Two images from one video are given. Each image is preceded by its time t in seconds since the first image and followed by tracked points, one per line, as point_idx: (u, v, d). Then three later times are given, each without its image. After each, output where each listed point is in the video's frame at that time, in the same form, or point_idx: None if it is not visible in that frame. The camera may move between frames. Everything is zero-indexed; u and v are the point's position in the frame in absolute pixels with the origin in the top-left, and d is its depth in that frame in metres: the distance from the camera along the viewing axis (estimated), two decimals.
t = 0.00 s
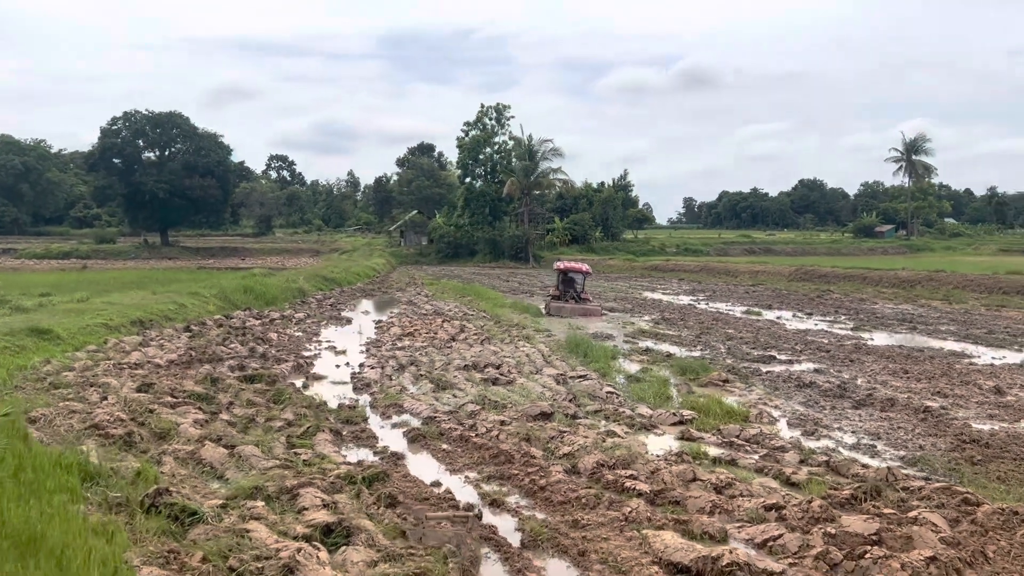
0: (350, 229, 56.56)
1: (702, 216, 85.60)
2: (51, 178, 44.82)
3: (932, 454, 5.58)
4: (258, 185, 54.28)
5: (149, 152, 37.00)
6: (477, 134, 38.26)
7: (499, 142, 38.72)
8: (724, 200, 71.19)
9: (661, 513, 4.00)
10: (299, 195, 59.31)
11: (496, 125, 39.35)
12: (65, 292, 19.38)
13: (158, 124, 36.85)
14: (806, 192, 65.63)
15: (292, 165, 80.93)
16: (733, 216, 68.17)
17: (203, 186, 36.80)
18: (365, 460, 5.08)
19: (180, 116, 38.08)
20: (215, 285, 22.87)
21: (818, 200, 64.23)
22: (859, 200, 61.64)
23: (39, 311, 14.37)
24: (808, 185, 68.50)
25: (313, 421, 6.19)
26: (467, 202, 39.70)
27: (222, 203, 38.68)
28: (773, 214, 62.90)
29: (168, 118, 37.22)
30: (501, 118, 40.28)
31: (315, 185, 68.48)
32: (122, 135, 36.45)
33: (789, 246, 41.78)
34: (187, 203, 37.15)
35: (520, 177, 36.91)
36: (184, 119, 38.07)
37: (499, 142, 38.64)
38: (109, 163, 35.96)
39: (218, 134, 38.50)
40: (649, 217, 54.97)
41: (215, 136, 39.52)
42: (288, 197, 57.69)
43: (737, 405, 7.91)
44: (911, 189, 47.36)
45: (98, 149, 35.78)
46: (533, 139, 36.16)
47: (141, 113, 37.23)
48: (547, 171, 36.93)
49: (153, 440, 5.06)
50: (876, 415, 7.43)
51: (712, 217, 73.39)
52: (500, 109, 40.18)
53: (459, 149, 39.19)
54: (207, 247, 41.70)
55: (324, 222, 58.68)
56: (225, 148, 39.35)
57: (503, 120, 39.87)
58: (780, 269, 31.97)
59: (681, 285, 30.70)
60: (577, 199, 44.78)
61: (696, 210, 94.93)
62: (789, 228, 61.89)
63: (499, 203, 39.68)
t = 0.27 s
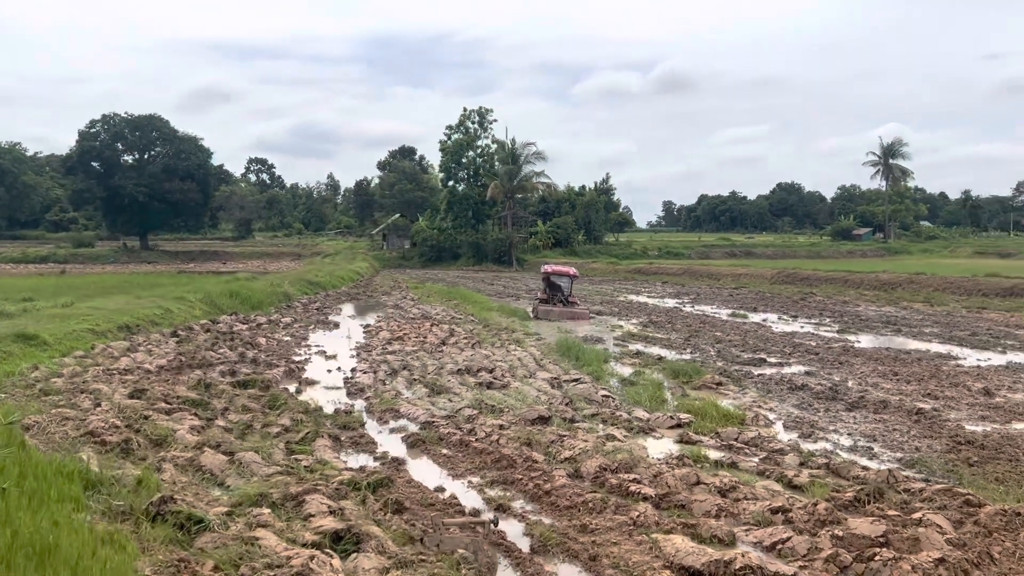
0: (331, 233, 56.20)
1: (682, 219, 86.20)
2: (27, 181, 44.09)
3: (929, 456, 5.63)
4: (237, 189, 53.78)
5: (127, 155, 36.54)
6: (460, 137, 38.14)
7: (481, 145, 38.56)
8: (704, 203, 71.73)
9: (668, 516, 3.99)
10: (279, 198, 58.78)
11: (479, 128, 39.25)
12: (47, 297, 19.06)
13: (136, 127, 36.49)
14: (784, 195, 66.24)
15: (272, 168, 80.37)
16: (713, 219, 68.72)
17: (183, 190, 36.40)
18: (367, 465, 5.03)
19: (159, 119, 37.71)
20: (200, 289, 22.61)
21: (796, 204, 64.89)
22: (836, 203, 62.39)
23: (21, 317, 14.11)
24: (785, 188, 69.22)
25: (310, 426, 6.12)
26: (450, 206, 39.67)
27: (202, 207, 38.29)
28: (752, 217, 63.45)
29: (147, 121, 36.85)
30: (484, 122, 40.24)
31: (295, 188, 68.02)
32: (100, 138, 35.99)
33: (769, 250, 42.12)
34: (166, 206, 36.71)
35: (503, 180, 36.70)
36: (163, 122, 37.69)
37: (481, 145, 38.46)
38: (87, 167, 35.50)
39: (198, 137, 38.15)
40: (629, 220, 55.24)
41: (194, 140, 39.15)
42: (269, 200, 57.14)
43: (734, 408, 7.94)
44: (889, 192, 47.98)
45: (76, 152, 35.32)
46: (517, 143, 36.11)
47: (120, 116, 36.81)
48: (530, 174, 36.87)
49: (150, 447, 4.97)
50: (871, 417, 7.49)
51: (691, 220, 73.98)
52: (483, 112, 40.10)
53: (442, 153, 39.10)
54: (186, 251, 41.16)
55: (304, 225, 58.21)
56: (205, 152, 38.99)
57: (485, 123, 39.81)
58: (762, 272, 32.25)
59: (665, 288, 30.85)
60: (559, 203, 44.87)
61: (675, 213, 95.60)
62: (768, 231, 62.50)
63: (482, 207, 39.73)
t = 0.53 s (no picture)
0: (310, 237, 55.80)
1: (660, 223, 86.76)
2: None
3: (929, 457, 5.68)
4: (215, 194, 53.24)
5: (103, 160, 36.04)
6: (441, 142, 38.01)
7: (463, 150, 38.37)
8: (681, 207, 72.25)
9: (677, 521, 3.98)
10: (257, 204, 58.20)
11: (459, 133, 39.25)
12: (27, 304, 18.72)
13: (113, 131, 36.05)
14: (761, 199, 66.94)
15: (249, 172, 79.75)
16: (690, 223, 69.21)
17: (161, 195, 35.97)
18: (369, 472, 4.97)
19: (137, 124, 37.28)
20: (184, 295, 22.33)
21: (772, 207, 65.58)
22: (812, 206, 63.13)
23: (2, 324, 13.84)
24: (762, 192, 69.98)
25: (308, 433, 6.04)
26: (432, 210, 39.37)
27: (180, 212, 37.88)
28: (730, 221, 63.95)
29: (124, 126, 36.41)
30: (466, 127, 40.02)
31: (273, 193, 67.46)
32: (76, 142, 35.47)
33: (748, 253, 42.47)
34: (144, 212, 36.24)
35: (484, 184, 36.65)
36: (140, 127, 37.27)
37: (463, 150, 38.30)
38: (63, 172, 34.98)
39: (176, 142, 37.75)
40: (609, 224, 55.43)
41: (172, 145, 38.74)
42: (247, 206, 56.54)
43: (730, 411, 7.97)
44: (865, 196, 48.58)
45: (51, 157, 34.80)
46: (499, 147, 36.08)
47: (96, 120, 36.33)
48: (512, 178, 36.79)
49: (147, 455, 4.86)
50: (867, 419, 7.55)
51: (668, 224, 74.53)
52: (464, 117, 40.12)
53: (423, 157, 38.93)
54: (164, 257, 40.63)
55: (282, 231, 57.69)
56: (183, 157, 38.60)
57: (466, 127, 39.77)
58: (744, 275, 32.54)
59: (648, 292, 31.00)
60: (541, 207, 44.91)
61: (653, 217, 96.22)
62: (745, 235, 63.09)
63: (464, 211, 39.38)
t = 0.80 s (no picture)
0: (290, 242, 55.34)
1: (639, 227, 87.18)
2: None
3: (927, 460, 5.72)
4: (194, 199, 52.64)
5: (80, 165, 35.51)
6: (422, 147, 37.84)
7: (445, 154, 38.32)
8: (661, 211, 72.65)
9: (686, 526, 3.96)
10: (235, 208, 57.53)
11: (441, 137, 39.24)
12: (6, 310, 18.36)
13: (90, 136, 35.59)
14: (739, 204, 67.53)
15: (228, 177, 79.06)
16: (669, 227, 69.61)
17: (140, 201, 35.51)
18: (371, 480, 4.90)
19: (114, 128, 36.83)
20: (168, 301, 22.03)
21: (750, 212, 66.16)
22: (790, 211, 63.88)
23: None
24: (740, 198, 70.61)
25: (306, 441, 5.94)
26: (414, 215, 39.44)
27: (160, 217, 37.43)
28: (708, 225, 64.48)
29: (102, 130, 35.96)
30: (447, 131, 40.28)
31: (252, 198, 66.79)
32: (53, 146, 34.94)
33: (728, 257, 42.76)
34: (122, 217, 35.75)
35: (468, 189, 36.93)
36: (118, 131, 36.81)
37: (444, 154, 38.30)
38: (39, 176, 34.43)
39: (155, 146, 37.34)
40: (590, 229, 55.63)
41: (151, 149, 38.30)
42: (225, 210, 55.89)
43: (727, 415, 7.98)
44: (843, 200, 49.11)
45: (27, 162, 34.25)
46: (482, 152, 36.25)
47: (73, 124, 35.83)
48: (494, 182, 37.09)
49: (144, 464, 4.76)
50: (863, 423, 7.59)
51: (648, 229, 74.92)
52: (445, 121, 40.09)
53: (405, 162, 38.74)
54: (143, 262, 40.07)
55: (261, 236, 57.05)
56: (162, 161, 38.19)
57: (448, 131, 39.80)
58: (727, 279, 32.75)
59: (632, 296, 31.07)
60: (523, 212, 44.93)
61: (633, 222, 96.71)
62: (723, 239, 63.55)
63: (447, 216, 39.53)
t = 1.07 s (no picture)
0: (273, 246, 54.93)
1: (621, 232, 87.46)
2: None
3: (927, 462, 5.76)
4: (175, 204, 52.09)
5: (59, 170, 35.04)
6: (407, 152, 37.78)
7: (429, 159, 38.25)
8: (642, 216, 72.93)
9: (695, 530, 3.96)
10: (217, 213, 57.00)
11: (426, 142, 39.23)
12: None
13: (70, 140, 35.16)
14: (719, 208, 68.01)
15: (208, 182, 78.44)
16: (651, 232, 69.91)
17: (122, 206, 35.11)
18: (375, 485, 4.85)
19: (95, 133, 36.40)
20: (154, 307, 21.76)
21: (732, 216, 66.63)
22: (770, 215, 64.47)
23: None
24: (721, 203, 71.09)
25: (305, 447, 5.88)
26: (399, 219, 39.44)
27: (141, 223, 37.02)
28: (690, 230, 64.84)
29: (82, 134, 35.54)
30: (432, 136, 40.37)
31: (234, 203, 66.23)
32: (32, 151, 34.45)
33: (711, 261, 42.98)
34: (103, 222, 35.30)
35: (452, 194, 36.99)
36: (99, 136, 36.38)
37: (429, 159, 38.25)
38: (18, 182, 33.93)
39: (137, 151, 36.95)
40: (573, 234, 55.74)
41: (133, 154, 37.91)
42: (207, 215, 55.32)
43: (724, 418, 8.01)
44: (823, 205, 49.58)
45: (5, 167, 33.74)
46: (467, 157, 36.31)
47: (53, 129, 35.39)
48: (479, 187, 37.19)
49: (144, 471, 4.69)
50: (859, 426, 7.64)
51: (630, 233, 75.20)
52: (429, 127, 40.10)
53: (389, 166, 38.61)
54: (124, 268, 39.57)
55: (243, 241, 56.51)
56: (144, 166, 37.80)
57: (432, 136, 39.77)
58: (712, 283, 32.92)
59: (618, 300, 31.13)
60: (509, 217, 44.92)
61: (615, 226, 97.06)
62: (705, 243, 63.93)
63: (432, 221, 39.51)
